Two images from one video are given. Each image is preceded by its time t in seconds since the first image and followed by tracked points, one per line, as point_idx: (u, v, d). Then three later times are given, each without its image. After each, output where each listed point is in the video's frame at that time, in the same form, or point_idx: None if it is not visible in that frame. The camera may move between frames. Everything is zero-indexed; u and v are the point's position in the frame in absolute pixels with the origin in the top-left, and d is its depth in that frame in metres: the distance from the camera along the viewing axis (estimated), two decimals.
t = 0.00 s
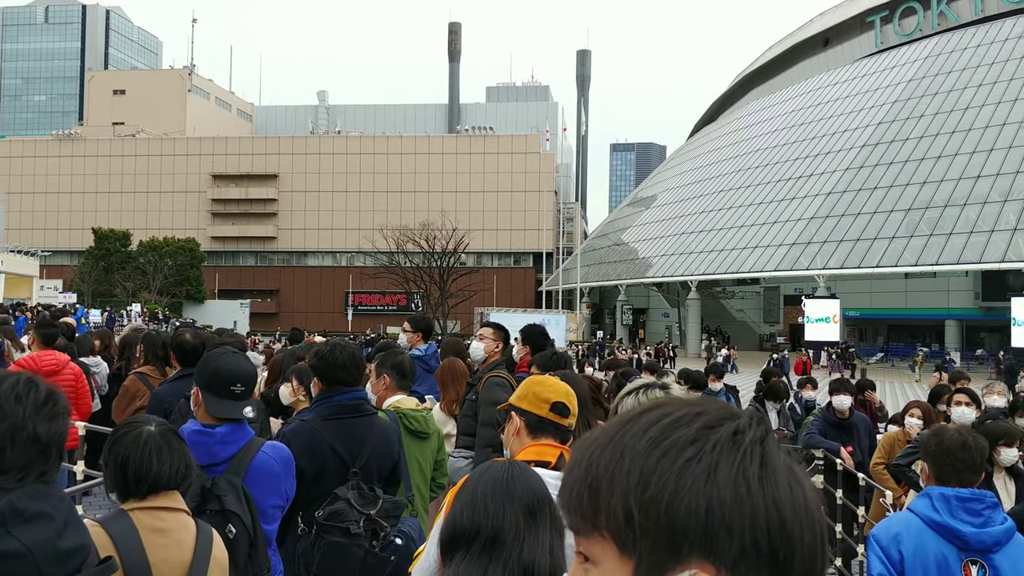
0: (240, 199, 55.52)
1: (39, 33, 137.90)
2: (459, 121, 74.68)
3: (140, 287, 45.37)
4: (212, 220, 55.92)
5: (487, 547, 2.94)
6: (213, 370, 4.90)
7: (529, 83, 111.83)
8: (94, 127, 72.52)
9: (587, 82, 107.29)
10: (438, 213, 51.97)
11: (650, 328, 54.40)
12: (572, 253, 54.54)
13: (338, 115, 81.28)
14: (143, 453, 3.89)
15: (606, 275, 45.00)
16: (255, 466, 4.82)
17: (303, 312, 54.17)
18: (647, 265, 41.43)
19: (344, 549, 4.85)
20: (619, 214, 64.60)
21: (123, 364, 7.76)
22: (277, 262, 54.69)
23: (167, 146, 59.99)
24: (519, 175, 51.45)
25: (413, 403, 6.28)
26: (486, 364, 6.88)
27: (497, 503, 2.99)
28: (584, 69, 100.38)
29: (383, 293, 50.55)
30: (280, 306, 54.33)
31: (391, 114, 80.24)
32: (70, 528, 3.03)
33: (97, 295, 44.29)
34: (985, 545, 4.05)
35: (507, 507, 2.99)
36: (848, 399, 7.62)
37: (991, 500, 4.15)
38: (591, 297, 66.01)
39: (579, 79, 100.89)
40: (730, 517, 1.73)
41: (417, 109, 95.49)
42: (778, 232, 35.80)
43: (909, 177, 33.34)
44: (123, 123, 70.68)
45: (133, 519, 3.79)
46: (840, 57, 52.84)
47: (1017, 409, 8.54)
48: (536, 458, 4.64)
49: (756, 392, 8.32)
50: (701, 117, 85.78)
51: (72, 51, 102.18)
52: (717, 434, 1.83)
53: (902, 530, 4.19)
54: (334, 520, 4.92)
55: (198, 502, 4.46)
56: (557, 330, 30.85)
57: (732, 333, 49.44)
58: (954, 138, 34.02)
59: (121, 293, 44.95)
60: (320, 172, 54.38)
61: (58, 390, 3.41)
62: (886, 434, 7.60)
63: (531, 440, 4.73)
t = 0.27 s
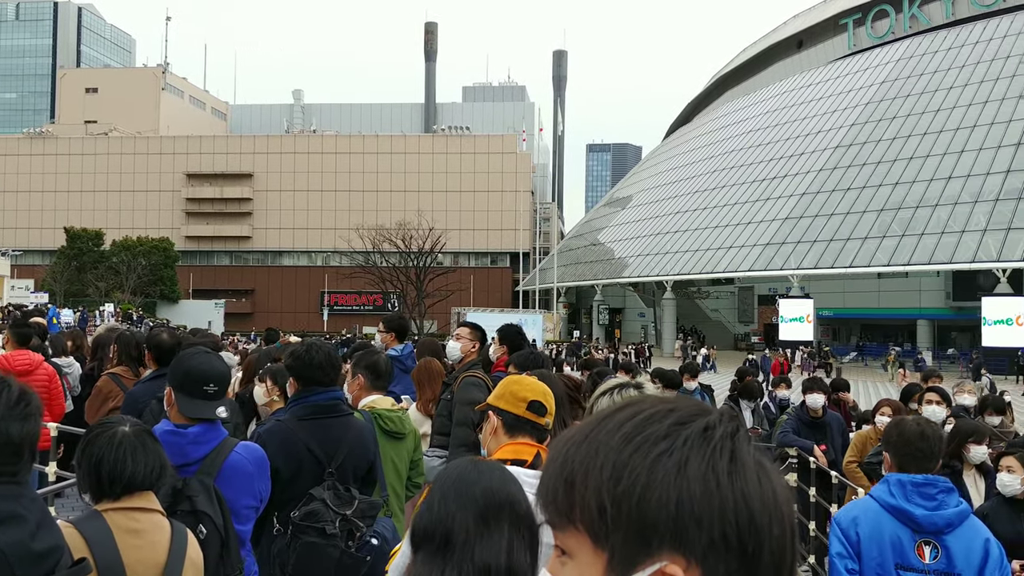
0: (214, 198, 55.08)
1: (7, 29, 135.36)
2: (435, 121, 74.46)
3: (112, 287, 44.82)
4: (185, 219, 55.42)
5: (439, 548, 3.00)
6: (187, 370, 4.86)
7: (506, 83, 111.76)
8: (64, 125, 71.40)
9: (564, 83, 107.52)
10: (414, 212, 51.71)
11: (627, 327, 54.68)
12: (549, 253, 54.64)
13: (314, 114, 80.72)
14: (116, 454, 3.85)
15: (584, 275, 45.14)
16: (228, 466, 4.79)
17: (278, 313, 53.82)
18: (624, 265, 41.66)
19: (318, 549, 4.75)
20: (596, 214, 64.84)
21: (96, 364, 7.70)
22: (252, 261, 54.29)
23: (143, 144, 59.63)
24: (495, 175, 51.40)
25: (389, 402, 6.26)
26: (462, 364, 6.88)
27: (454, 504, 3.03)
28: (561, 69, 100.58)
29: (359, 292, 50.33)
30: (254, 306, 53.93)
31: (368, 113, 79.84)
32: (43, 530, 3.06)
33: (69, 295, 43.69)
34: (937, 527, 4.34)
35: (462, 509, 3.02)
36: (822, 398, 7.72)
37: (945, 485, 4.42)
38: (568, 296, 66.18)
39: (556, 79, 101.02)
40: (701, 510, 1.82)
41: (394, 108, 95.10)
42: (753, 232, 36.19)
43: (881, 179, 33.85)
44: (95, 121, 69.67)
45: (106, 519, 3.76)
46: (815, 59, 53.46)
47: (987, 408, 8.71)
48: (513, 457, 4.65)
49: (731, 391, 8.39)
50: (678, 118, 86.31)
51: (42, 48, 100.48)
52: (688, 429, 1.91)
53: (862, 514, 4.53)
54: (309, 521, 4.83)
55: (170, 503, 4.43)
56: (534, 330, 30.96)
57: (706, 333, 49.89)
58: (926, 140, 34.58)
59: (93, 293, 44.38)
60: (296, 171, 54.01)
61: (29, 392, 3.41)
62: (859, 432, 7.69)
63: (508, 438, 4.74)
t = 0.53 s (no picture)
0: (191, 197, 54.75)
1: None
2: (414, 120, 74.29)
3: (87, 287, 44.32)
4: (161, 218, 54.92)
5: (403, 548, 3.06)
6: (161, 369, 4.82)
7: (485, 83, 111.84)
8: (37, 123, 70.43)
9: (543, 83, 107.77)
10: (393, 212, 51.53)
11: (605, 327, 54.91)
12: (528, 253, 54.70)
13: (292, 113, 80.24)
14: (90, 455, 3.80)
15: (563, 275, 45.26)
16: (202, 466, 4.76)
17: (255, 313, 53.50)
18: (602, 266, 41.86)
19: (295, 550, 4.70)
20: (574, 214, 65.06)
21: (70, 365, 7.63)
22: (229, 261, 53.92)
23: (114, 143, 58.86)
24: (474, 175, 51.37)
25: (366, 403, 6.24)
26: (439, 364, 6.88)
27: (416, 504, 3.07)
28: (540, 69, 100.79)
29: (337, 292, 50.14)
30: (232, 306, 53.57)
31: (346, 112, 79.49)
32: (15, 532, 3.09)
33: (42, 295, 43.15)
34: (887, 520, 4.55)
35: (423, 510, 3.06)
36: (797, 397, 7.78)
37: (893, 479, 4.64)
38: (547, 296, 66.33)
39: (536, 79, 101.23)
40: (674, 509, 1.85)
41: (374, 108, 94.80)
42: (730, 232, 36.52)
43: (857, 180, 34.27)
44: (69, 120, 68.83)
45: (80, 521, 3.72)
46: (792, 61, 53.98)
47: (958, 407, 8.87)
48: (490, 456, 4.62)
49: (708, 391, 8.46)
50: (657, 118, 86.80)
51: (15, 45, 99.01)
52: (663, 428, 1.93)
53: (816, 507, 4.72)
54: (286, 521, 4.80)
55: (144, 504, 4.39)
56: (513, 329, 31.04)
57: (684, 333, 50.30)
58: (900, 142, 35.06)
59: (67, 293, 43.88)
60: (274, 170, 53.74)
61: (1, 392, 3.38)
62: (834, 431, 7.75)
63: (486, 437, 4.73)
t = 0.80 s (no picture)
0: (168, 197, 54.45)
1: None
2: (393, 120, 74.09)
3: (62, 287, 43.81)
4: (137, 219, 54.49)
5: (386, 547, 3.06)
6: (134, 369, 4.78)
7: (465, 83, 111.82)
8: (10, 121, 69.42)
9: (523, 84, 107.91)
10: (372, 212, 51.30)
11: (584, 328, 55.11)
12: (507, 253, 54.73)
13: (270, 112, 79.71)
14: (64, 455, 3.77)
15: (541, 275, 45.41)
16: (175, 467, 4.73)
17: (232, 313, 53.17)
18: (581, 266, 42.10)
19: (271, 551, 4.68)
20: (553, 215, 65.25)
21: (44, 365, 7.58)
22: (206, 261, 53.52)
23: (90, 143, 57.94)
24: (453, 175, 51.27)
25: (343, 403, 6.23)
26: (417, 364, 6.88)
27: (396, 502, 3.09)
28: (519, 70, 100.95)
29: (315, 293, 49.96)
30: (209, 306, 53.18)
31: (324, 112, 79.09)
32: None
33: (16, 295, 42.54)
34: (836, 499, 4.74)
35: (406, 508, 3.07)
36: (774, 397, 7.85)
37: (842, 462, 4.83)
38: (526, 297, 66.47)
39: (515, 81, 101.40)
40: (652, 504, 1.96)
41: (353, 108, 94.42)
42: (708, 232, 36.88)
43: (832, 181, 34.76)
44: (43, 119, 67.93)
45: (53, 522, 3.70)
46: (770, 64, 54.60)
47: (932, 405, 9.03)
48: (466, 455, 4.61)
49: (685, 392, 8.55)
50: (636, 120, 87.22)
51: None
52: (640, 424, 2.03)
53: (771, 491, 4.92)
54: (261, 523, 4.77)
55: (115, 505, 4.37)
56: (493, 330, 31.07)
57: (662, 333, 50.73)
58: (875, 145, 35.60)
59: (41, 293, 43.31)
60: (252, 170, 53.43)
61: None
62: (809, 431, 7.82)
63: (462, 436, 4.74)
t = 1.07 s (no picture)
0: (143, 199, 53.92)
1: None
2: (371, 123, 73.69)
3: (33, 290, 43.09)
4: (111, 221, 54.04)
5: (359, 549, 3.06)
6: (105, 372, 4.73)
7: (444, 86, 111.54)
8: None
9: (502, 88, 107.81)
10: (349, 215, 50.93)
11: (563, 331, 55.20)
12: (486, 257, 54.64)
13: (248, 113, 79.01)
14: (32, 459, 3.71)
15: (520, 279, 45.40)
16: (147, 471, 4.68)
17: (208, 317, 52.59)
18: (561, 270, 42.19)
19: (244, 556, 4.64)
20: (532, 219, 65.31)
21: (14, 369, 7.48)
22: (181, 264, 52.88)
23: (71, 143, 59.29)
24: (431, 178, 51.02)
25: (318, 407, 6.20)
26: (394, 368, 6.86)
27: (366, 503, 3.09)
28: (499, 74, 100.90)
29: (292, 296, 49.54)
30: (184, 310, 52.57)
31: (302, 113, 78.49)
32: None
33: None
34: (794, 489, 5.23)
35: (376, 508, 3.07)
36: (750, 400, 7.92)
37: (799, 455, 5.33)
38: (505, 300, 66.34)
39: (494, 84, 101.35)
40: (627, 502, 1.99)
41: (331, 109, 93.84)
42: (686, 236, 37.15)
43: (809, 186, 35.17)
44: (14, 119, 66.75)
45: (20, 527, 3.64)
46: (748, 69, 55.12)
47: (904, 408, 9.15)
48: (441, 457, 4.63)
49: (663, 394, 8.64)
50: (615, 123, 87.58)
51: None
52: (616, 423, 2.08)
53: (734, 482, 5.37)
54: (234, 527, 4.73)
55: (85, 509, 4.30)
56: (471, 333, 30.99)
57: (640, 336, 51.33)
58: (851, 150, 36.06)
59: (12, 297, 42.57)
60: (228, 172, 52.87)
61: None
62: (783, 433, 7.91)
63: (437, 439, 4.75)
